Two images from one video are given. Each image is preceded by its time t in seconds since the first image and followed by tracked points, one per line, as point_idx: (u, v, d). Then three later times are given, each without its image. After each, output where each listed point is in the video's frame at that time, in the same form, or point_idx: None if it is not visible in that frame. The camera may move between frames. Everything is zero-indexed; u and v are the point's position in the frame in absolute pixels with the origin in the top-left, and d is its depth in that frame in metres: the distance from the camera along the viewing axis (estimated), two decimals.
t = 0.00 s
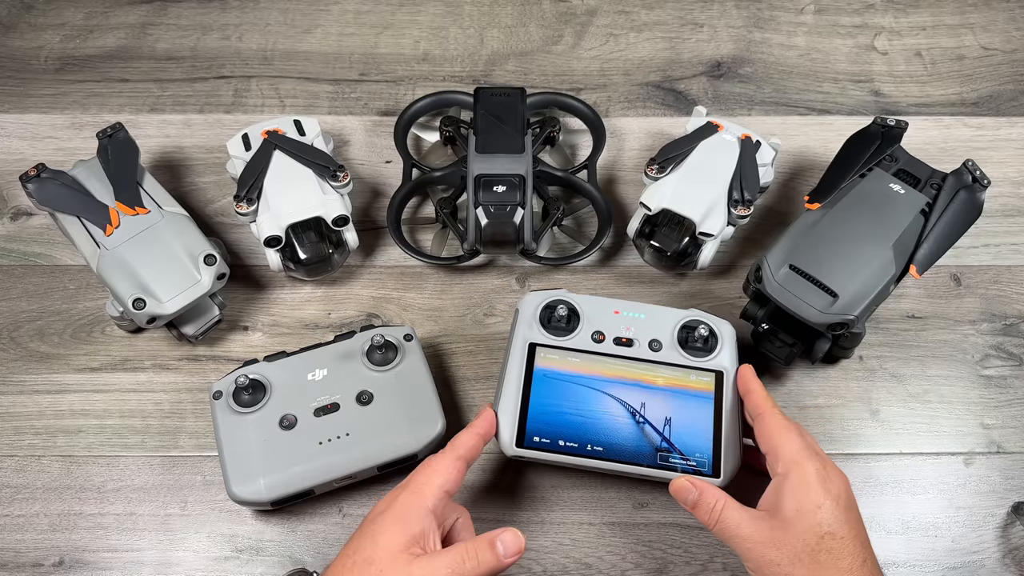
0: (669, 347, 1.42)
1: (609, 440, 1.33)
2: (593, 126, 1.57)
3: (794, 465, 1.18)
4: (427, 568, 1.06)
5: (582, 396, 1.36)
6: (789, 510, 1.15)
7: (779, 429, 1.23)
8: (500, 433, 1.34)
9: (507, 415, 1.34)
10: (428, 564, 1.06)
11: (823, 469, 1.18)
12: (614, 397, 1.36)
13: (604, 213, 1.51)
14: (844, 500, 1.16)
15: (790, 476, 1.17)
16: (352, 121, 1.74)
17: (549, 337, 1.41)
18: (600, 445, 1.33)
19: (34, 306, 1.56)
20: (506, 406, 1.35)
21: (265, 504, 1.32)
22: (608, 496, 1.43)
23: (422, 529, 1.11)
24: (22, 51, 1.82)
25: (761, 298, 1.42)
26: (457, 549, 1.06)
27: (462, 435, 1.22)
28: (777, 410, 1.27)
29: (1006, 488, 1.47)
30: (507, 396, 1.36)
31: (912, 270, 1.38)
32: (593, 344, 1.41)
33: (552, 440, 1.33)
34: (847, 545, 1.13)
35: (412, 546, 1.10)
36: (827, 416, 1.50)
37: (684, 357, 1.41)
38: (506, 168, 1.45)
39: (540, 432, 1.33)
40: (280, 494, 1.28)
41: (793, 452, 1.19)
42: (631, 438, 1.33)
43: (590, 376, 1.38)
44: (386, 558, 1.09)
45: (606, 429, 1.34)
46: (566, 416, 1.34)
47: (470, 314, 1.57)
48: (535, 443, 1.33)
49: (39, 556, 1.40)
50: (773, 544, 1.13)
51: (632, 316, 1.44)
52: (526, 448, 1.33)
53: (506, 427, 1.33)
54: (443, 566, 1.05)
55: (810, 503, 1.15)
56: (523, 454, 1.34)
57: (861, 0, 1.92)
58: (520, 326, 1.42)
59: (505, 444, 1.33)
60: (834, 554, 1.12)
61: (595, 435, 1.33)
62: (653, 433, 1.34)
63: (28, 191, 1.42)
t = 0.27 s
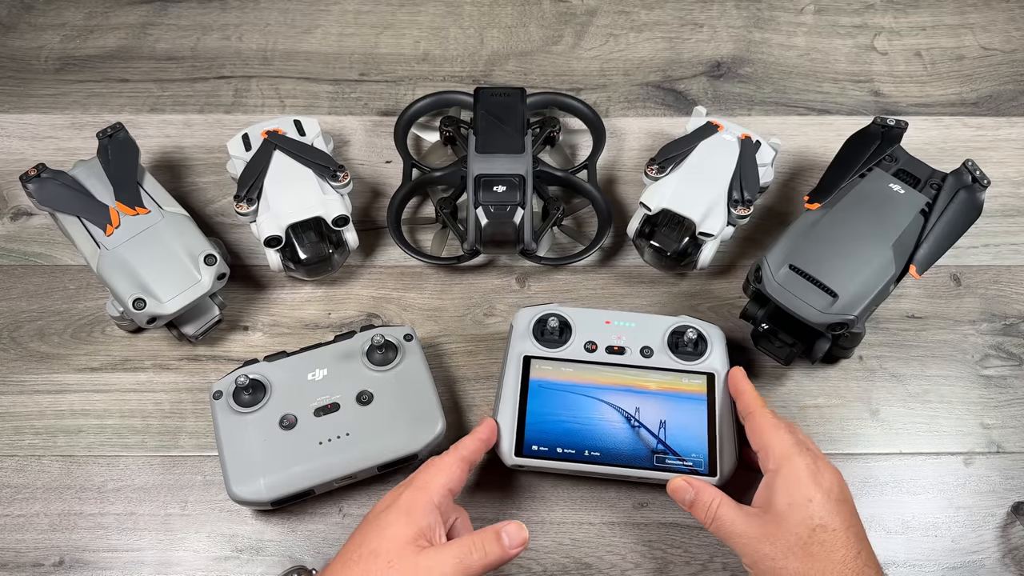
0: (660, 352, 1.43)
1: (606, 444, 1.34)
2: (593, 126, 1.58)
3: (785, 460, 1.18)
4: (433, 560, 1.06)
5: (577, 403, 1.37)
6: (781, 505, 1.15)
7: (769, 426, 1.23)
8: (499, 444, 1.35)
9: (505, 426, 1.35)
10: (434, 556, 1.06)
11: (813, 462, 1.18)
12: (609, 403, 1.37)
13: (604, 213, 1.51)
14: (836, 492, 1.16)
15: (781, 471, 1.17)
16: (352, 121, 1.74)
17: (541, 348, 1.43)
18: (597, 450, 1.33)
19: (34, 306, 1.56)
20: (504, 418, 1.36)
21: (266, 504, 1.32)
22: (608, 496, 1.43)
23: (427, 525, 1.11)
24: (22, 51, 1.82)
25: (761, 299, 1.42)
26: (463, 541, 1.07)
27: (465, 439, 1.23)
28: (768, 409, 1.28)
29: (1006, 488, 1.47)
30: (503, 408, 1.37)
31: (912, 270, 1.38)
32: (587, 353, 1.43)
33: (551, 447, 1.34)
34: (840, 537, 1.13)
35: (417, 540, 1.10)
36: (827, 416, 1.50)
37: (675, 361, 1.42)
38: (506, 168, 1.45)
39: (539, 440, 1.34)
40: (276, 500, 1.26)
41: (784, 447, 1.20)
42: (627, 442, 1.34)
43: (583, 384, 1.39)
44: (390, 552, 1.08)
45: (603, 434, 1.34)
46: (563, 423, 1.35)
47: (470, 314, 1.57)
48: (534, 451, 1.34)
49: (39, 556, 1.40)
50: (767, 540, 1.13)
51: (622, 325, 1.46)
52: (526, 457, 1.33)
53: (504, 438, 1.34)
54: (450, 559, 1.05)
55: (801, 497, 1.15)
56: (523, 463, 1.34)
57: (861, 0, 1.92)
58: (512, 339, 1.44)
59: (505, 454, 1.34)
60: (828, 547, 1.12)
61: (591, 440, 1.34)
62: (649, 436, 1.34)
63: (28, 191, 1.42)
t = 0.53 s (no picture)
0: (656, 351, 1.43)
1: (601, 442, 1.34)
2: (593, 127, 1.58)
3: (775, 461, 1.19)
4: (432, 551, 1.06)
5: (573, 402, 1.37)
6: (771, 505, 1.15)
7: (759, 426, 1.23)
8: (495, 440, 1.35)
9: (501, 423, 1.35)
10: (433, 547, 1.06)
11: (803, 462, 1.18)
12: (604, 401, 1.37)
13: (604, 213, 1.51)
14: (826, 491, 1.16)
15: (771, 471, 1.18)
16: (352, 121, 1.74)
17: (538, 347, 1.43)
18: (592, 447, 1.33)
19: (34, 306, 1.56)
20: (500, 415, 1.36)
21: (265, 503, 1.32)
22: (608, 496, 1.43)
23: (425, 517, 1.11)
24: (22, 51, 1.82)
25: (761, 298, 1.42)
26: (460, 529, 1.06)
27: (463, 434, 1.23)
28: (761, 409, 1.28)
29: (1006, 488, 1.47)
30: (499, 406, 1.37)
31: (912, 270, 1.38)
32: (583, 352, 1.43)
33: (546, 444, 1.34)
34: (831, 536, 1.13)
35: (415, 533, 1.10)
36: (827, 416, 1.50)
37: (671, 361, 1.43)
38: (506, 168, 1.45)
39: (534, 437, 1.34)
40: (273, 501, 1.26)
41: (774, 447, 1.20)
42: (622, 440, 1.34)
43: (579, 383, 1.39)
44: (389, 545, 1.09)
45: (598, 432, 1.35)
46: (558, 421, 1.35)
47: (470, 314, 1.57)
48: (529, 448, 1.34)
49: (39, 556, 1.40)
50: (759, 541, 1.13)
51: (619, 324, 1.46)
52: (520, 453, 1.33)
53: (499, 434, 1.35)
54: (448, 550, 1.06)
55: (791, 497, 1.15)
56: (517, 460, 1.34)
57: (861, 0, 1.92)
58: (509, 338, 1.44)
59: (500, 451, 1.34)
60: (818, 546, 1.12)
61: (587, 438, 1.34)
62: (644, 434, 1.34)
63: (28, 191, 1.43)
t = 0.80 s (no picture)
0: (656, 351, 1.44)
1: (600, 442, 1.34)
2: (593, 127, 1.58)
3: (759, 470, 1.18)
4: (433, 550, 1.06)
5: (573, 401, 1.37)
6: (757, 516, 1.14)
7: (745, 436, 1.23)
8: (494, 440, 1.35)
9: (501, 423, 1.35)
10: (432, 547, 1.06)
11: (789, 470, 1.16)
12: (604, 401, 1.37)
13: (604, 213, 1.51)
14: (812, 498, 1.14)
15: (755, 481, 1.17)
16: (352, 121, 1.74)
17: (539, 347, 1.43)
18: (592, 447, 1.34)
19: (34, 306, 1.56)
20: (500, 414, 1.36)
21: (265, 503, 1.32)
22: (608, 496, 1.43)
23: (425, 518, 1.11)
24: (22, 51, 1.82)
25: (761, 298, 1.42)
26: (460, 528, 1.06)
27: (463, 435, 1.22)
28: (753, 415, 1.27)
29: (1007, 488, 1.47)
30: (499, 405, 1.37)
31: (912, 270, 1.38)
32: (583, 352, 1.43)
33: (546, 444, 1.34)
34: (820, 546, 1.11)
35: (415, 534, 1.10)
36: (827, 416, 1.50)
37: (671, 361, 1.43)
38: (506, 168, 1.45)
39: (534, 437, 1.34)
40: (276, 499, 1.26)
41: (759, 457, 1.19)
42: (622, 439, 1.34)
43: (579, 383, 1.39)
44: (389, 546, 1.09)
45: (598, 432, 1.35)
46: (558, 421, 1.35)
47: (470, 314, 1.57)
48: (529, 447, 1.34)
49: (39, 556, 1.40)
50: (746, 551, 1.13)
51: (619, 324, 1.46)
52: (520, 452, 1.33)
53: (499, 433, 1.35)
54: (449, 549, 1.05)
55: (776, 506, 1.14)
56: (517, 460, 1.34)
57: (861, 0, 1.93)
58: (510, 337, 1.44)
59: (500, 450, 1.34)
60: (806, 556, 1.11)
61: (587, 438, 1.34)
62: (644, 434, 1.34)
63: (28, 191, 1.43)
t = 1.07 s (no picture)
0: (656, 351, 1.44)
1: (601, 442, 1.34)
2: (593, 127, 1.58)
3: (763, 498, 1.13)
4: (411, 565, 1.05)
5: (573, 401, 1.37)
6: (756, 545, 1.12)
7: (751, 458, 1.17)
8: (494, 440, 1.35)
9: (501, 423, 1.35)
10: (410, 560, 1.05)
11: (796, 499, 1.11)
12: (605, 401, 1.37)
13: (604, 213, 1.51)
14: (817, 532, 1.08)
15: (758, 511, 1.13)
16: (352, 121, 1.74)
17: (539, 347, 1.43)
18: (592, 447, 1.33)
19: (34, 306, 1.56)
20: (500, 414, 1.36)
21: (265, 504, 1.31)
22: (608, 496, 1.43)
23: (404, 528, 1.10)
24: (22, 51, 1.82)
25: (761, 298, 1.42)
26: (442, 541, 1.06)
27: (447, 437, 1.21)
28: (763, 428, 1.20)
29: (1007, 488, 1.47)
30: (499, 405, 1.37)
31: (912, 270, 1.38)
32: (583, 352, 1.43)
33: (546, 444, 1.34)
34: None
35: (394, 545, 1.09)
36: (827, 416, 1.50)
37: (671, 361, 1.43)
38: (506, 168, 1.45)
39: (533, 437, 1.34)
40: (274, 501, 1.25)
41: (764, 482, 1.14)
42: (622, 439, 1.34)
43: (579, 383, 1.39)
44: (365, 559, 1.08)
45: (598, 432, 1.35)
46: (558, 421, 1.35)
47: (470, 314, 1.57)
48: (529, 448, 1.34)
49: (39, 556, 1.40)
50: None
51: (619, 324, 1.46)
52: (520, 453, 1.33)
53: (499, 433, 1.35)
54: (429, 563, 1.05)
55: (776, 538, 1.10)
56: (517, 460, 1.34)
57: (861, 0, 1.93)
58: (510, 337, 1.44)
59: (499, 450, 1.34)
60: None
61: (586, 438, 1.34)
62: (644, 434, 1.34)
63: (28, 191, 1.43)
